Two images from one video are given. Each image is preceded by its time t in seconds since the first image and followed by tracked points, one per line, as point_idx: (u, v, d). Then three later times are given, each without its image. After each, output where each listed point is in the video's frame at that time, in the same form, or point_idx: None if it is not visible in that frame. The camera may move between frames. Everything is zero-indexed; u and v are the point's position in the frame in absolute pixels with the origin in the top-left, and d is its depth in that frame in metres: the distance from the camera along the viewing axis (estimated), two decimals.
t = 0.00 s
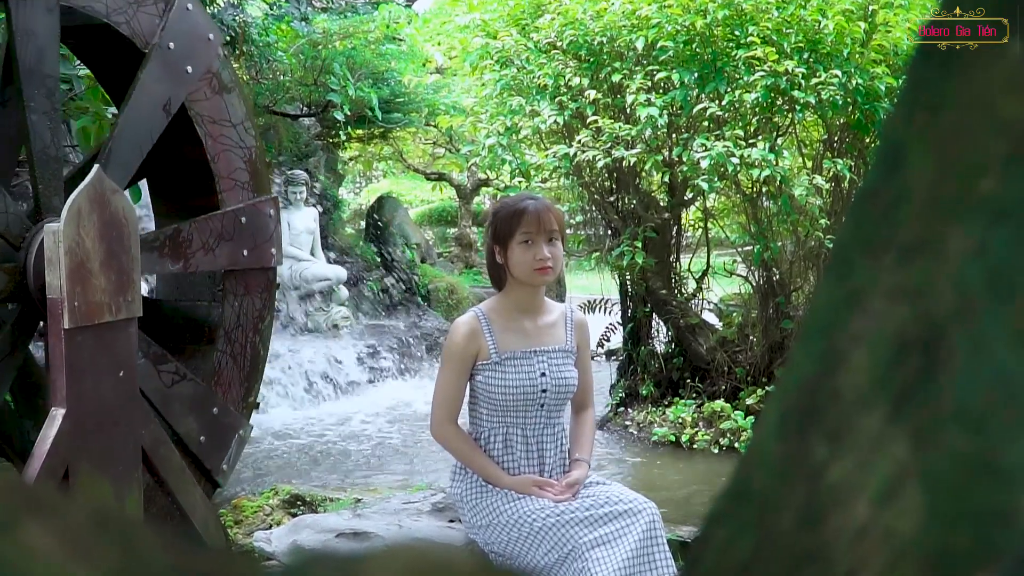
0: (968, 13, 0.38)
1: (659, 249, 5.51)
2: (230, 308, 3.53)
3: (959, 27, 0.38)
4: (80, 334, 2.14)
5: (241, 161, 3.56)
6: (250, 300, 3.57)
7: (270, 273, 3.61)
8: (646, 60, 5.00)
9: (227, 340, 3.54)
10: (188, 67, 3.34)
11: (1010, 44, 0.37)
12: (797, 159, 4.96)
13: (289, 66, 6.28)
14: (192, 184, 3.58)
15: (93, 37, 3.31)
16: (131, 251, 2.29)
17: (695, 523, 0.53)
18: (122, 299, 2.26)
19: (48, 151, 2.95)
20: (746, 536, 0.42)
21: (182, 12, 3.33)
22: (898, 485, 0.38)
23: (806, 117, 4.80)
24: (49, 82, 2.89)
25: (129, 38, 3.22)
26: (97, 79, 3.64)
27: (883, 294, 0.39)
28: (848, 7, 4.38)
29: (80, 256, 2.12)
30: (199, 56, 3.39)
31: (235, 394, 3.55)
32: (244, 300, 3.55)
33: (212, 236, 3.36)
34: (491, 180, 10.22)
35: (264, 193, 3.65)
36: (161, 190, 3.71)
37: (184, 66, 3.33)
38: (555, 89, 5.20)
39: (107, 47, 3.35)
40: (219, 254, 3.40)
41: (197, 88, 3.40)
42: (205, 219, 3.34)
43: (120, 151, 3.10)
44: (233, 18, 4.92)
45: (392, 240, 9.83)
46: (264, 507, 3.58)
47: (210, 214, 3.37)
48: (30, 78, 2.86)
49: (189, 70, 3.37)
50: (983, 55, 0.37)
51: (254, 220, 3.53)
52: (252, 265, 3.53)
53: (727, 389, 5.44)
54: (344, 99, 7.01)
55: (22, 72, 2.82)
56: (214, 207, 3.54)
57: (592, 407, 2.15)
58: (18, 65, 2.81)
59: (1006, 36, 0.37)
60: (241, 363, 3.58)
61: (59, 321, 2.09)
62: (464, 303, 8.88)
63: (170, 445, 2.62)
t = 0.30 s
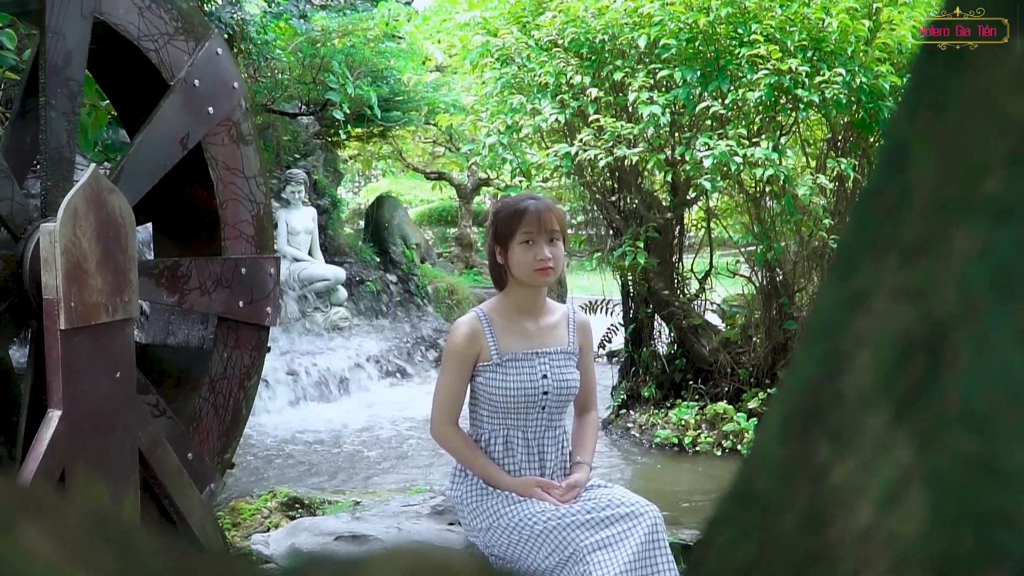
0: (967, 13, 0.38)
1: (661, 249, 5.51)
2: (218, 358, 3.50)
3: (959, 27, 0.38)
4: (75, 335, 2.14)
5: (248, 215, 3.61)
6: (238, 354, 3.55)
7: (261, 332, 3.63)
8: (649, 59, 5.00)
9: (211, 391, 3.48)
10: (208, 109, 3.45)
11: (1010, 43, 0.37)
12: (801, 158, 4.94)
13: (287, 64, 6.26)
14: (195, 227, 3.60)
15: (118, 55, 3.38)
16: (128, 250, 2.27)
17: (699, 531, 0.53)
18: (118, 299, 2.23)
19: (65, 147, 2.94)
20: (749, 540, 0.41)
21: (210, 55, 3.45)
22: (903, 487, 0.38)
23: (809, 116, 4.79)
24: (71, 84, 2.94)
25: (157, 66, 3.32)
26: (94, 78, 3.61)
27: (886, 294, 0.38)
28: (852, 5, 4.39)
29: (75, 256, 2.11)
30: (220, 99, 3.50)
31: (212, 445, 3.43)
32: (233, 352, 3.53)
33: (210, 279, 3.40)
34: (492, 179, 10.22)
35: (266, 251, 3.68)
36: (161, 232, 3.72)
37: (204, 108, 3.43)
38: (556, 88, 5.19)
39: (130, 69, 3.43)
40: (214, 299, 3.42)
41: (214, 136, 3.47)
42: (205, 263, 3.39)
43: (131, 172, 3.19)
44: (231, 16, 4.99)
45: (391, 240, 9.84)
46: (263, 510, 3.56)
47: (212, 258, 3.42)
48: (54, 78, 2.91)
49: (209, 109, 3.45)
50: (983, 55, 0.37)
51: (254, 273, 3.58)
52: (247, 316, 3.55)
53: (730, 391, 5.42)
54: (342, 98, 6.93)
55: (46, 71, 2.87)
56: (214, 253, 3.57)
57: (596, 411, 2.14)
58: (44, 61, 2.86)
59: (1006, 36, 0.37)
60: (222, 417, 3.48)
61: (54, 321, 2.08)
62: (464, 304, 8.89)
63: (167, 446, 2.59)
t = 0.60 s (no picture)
0: (967, 13, 0.38)
1: (663, 249, 5.49)
2: (202, 401, 3.47)
3: (959, 27, 0.37)
4: (73, 337, 2.13)
5: (249, 261, 3.61)
6: (222, 400, 3.53)
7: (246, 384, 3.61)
8: (650, 57, 4.99)
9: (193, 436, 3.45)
10: (222, 149, 3.48)
11: (1012, 45, 0.37)
12: (803, 157, 4.94)
13: (284, 62, 6.24)
14: (195, 262, 3.60)
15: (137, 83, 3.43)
16: (124, 251, 2.26)
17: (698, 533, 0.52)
18: (114, 300, 2.24)
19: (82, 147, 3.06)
20: (750, 544, 0.41)
21: (229, 99, 3.51)
22: (906, 489, 0.37)
23: (812, 115, 4.78)
24: (90, 91, 3.04)
25: (176, 97, 3.38)
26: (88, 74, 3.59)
27: (889, 295, 0.38)
28: (855, 3, 4.38)
29: (72, 257, 2.10)
30: (235, 142, 3.54)
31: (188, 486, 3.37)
32: (217, 396, 3.51)
33: (204, 316, 3.44)
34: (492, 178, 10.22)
35: (260, 302, 3.68)
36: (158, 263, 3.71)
37: (218, 148, 3.47)
38: (557, 86, 5.18)
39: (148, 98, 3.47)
40: (205, 337, 3.46)
41: (222, 178, 3.51)
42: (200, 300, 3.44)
43: (138, 192, 3.20)
44: (228, 14, 4.89)
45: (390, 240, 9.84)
46: (261, 512, 3.56)
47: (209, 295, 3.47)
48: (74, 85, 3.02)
49: (223, 150, 3.49)
50: (985, 56, 0.37)
51: (247, 320, 3.60)
52: (237, 365, 3.55)
53: (732, 393, 5.43)
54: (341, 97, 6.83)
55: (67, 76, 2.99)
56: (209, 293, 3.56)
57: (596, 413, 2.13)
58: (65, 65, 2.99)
59: (1006, 37, 0.37)
60: (199, 460, 3.43)
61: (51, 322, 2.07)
62: (463, 304, 8.91)
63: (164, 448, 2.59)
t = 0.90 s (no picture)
0: (966, 13, 0.38)
1: (665, 249, 5.47)
2: (179, 443, 3.40)
3: (959, 27, 0.37)
4: (69, 338, 2.12)
5: (243, 310, 3.62)
6: (200, 445, 3.46)
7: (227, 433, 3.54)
8: (652, 54, 4.99)
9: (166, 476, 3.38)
10: (230, 192, 3.51)
11: (1012, 44, 0.36)
12: (807, 156, 4.95)
13: (283, 60, 6.25)
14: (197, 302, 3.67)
15: (153, 109, 3.51)
16: (121, 250, 2.26)
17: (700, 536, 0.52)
18: (110, 300, 2.23)
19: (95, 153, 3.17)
20: (753, 544, 0.41)
21: (243, 147, 3.57)
22: (910, 490, 0.37)
23: (816, 114, 4.78)
24: (108, 104, 3.15)
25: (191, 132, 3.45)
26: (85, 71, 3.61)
27: (892, 294, 0.38)
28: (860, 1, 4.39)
29: (68, 256, 2.10)
30: (244, 189, 3.57)
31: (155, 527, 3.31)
32: (195, 440, 3.44)
33: (193, 353, 3.36)
34: (492, 177, 10.21)
35: (251, 355, 3.66)
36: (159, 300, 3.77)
37: (226, 190, 3.49)
38: (557, 84, 5.18)
39: (162, 127, 3.54)
40: (191, 374, 3.38)
41: (224, 222, 3.54)
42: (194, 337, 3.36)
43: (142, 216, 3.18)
44: (225, 11, 5.01)
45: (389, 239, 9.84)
46: (258, 514, 3.56)
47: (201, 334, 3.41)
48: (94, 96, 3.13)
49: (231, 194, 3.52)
50: (985, 56, 0.37)
51: (235, 369, 3.56)
52: (217, 411, 3.48)
53: (734, 394, 5.43)
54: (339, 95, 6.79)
55: (88, 86, 3.09)
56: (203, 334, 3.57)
57: (596, 415, 2.13)
58: (89, 74, 3.09)
59: (1006, 36, 0.37)
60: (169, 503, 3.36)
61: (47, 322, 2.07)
62: (462, 304, 8.92)
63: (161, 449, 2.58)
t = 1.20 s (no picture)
0: (965, 13, 0.38)
1: (667, 248, 5.47)
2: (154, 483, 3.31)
3: (959, 27, 0.37)
4: (64, 337, 2.12)
5: (232, 356, 3.60)
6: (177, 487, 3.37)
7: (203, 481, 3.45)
8: (653, 52, 4.99)
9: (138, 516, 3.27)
10: (233, 234, 3.53)
11: (1011, 45, 0.36)
12: (810, 154, 4.95)
13: (280, 56, 6.24)
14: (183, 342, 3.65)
15: (164, 139, 3.57)
16: (117, 250, 2.26)
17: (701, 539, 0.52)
18: (106, 300, 2.23)
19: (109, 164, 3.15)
20: (756, 545, 0.41)
21: (251, 194, 3.62)
22: (914, 490, 0.37)
23: (819, 111, 4.78)
24: (123, 119, 3.18)
25: (200, 168, 3.52)
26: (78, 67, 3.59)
27: (897, 294, 0.37)
28: None
29: (64, 256, 2.10)
30: (246, 233, 3.60)
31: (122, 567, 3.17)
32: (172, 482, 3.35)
33: (176, 386, 3.33)
34: (492, 175, 10.18)
35: (236, 404, 3.62)
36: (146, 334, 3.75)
37: (229, 233, 3.51)
38: (558, 81, 5.17)
39: (170, 158, 3.59)
40: (173, 409, 3.34)
41: (225, 264, 3.56)
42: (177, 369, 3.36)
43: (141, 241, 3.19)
44: (223, 8, 5.12)
45: (388, 238, 9.84)
46: (256, 516, 3.55)
47: (188, 371, 3.40)
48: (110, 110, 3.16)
49: (233, 235, 3.54)
50: (984, 57, 0.37)
51: (218, 414, 3.51)
52: (196, 455, 3.41)
53: (736, 395, 5.43)
54: (338, 93, 6.98)
55: (104, 100, 3.14)
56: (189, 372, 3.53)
57: (595, 416, 2.12)
58: (108, 88, 3.15)
59: (1005, 37, 0.36)
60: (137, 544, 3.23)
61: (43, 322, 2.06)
62: (462, 304, 8.93)
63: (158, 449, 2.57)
